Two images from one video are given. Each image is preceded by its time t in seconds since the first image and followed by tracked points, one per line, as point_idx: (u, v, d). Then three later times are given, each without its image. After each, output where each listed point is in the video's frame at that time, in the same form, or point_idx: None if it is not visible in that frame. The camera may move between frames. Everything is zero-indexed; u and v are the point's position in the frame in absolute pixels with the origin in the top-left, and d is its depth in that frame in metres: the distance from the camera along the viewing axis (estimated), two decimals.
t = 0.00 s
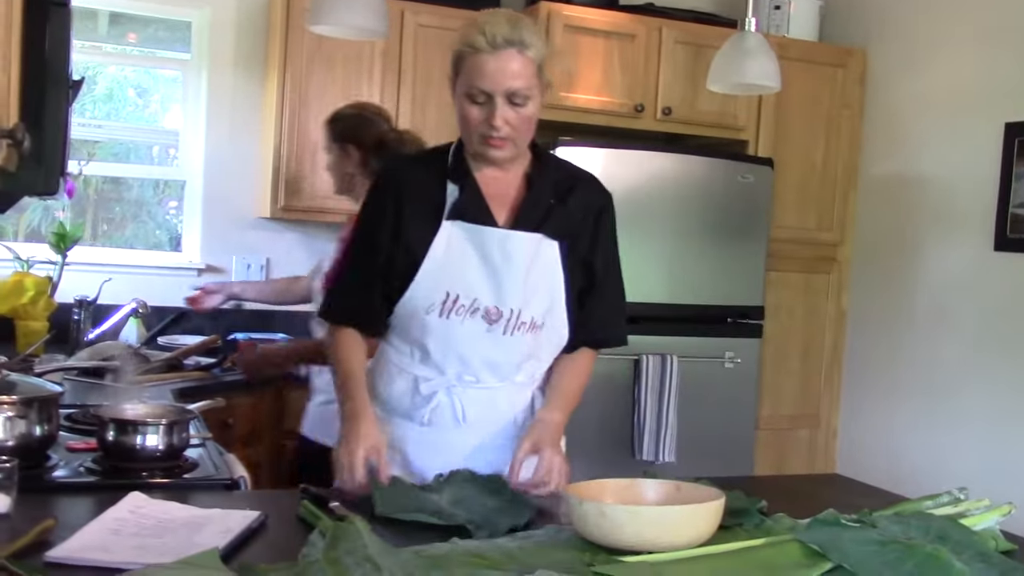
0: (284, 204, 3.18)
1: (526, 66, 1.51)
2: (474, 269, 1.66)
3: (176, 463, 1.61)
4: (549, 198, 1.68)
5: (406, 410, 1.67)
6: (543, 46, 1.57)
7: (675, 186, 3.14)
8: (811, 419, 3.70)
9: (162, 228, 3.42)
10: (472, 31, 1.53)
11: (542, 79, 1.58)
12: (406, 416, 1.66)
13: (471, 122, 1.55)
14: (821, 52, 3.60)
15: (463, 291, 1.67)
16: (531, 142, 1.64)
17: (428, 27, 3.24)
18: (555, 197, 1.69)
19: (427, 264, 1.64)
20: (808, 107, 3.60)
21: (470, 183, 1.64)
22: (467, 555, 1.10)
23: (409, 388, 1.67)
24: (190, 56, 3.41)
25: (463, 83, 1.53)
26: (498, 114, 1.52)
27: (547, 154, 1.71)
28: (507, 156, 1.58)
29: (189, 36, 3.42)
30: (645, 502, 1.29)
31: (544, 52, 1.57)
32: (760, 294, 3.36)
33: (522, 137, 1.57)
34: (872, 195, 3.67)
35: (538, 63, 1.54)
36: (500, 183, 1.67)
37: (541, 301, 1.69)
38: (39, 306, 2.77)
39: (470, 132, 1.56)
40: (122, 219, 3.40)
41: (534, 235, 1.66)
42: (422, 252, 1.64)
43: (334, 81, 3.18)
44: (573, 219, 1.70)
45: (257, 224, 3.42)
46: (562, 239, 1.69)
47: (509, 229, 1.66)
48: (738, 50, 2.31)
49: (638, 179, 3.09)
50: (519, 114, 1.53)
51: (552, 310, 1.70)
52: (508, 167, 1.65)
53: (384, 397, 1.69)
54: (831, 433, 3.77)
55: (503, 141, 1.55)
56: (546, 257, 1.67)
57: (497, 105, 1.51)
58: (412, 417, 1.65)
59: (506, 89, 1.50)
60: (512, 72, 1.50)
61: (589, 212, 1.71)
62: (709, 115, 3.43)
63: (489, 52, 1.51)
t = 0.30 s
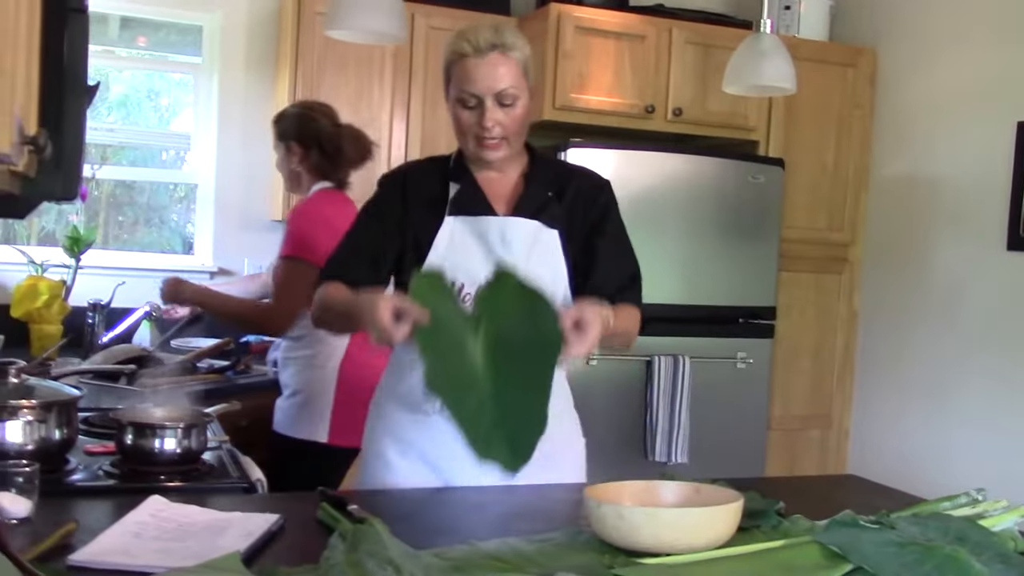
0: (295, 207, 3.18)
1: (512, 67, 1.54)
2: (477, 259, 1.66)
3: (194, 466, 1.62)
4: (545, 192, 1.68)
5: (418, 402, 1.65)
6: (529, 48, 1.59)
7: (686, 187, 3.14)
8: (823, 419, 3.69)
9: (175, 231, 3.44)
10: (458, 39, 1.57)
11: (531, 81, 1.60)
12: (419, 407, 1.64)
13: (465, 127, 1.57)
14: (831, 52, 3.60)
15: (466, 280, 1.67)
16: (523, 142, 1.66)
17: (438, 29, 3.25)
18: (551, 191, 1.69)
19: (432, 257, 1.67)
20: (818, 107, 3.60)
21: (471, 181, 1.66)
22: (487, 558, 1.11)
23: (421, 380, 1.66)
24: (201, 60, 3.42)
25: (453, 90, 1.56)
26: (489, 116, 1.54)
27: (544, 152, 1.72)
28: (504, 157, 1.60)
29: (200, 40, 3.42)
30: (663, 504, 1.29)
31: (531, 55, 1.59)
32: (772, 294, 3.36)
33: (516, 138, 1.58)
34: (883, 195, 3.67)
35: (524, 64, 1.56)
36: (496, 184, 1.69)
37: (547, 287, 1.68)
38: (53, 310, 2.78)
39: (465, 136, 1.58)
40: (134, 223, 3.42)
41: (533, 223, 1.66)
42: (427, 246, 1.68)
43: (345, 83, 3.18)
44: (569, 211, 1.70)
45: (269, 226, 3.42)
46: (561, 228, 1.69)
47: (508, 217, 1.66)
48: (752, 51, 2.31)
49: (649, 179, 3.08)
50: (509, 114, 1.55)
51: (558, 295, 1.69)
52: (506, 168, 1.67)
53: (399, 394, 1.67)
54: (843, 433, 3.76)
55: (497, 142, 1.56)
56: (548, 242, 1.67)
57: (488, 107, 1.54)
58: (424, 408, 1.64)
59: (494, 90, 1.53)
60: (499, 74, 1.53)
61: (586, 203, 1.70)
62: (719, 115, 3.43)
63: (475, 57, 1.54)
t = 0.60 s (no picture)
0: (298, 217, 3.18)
1: (512, 74, 1.55)
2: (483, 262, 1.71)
3: (202, 478, 1.62)
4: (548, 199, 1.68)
5: (426, 408, 1.66)
6: (529, 57, 1.60)
7: (688, 194, 3.14)
8: (828, 424, 3.69)
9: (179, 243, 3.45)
10: (458, 49, 1.58)
11: (532, 89, 1.61)
12: (426, 414, 1.65)
13: (467, 134, 1.57)
14: (832, 58, 3.61)
15: (473, 284, 1.70)
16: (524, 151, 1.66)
17: (440, 39, 3.25)
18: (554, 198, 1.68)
19: (438, 264, 1.70)
20: (820, 113, 3.61)
21: (474, 189, 1.66)
22: (497, 568, 1.11)
23: (428, 386, 1.68)
24: (204, 71, 3.43)
25: (454, 97, 1.56)
26: (490, 121, 1.54)
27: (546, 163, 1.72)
28: (505, 163, 1.59)
29: (202, 51, 3.44)
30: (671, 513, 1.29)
31: (531, 64, 1.60)
32: (775, 301, 3.36)
33: (517, 144, 1.58)
34: (885, 201, 3.67)
35: (524, 71, 1.57)
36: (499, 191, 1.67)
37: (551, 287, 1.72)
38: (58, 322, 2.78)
39: (466, 143, 1.58)
40: (136, 234, 3.43)
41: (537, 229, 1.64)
42: (433, 251, 1.71)
43: (347, 94, 3.19)
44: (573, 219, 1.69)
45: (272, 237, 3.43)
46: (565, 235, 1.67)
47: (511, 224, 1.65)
48: (758, 59, 2.31)
49: (651, 187, 3.09)
50: (510, 119, 1.55)
51: (562, 297, 1.73)
52: (507, 176, 1.67)
53: (405, 401, 1.69)
54: (848, 439, 3.76)
55: (498, 147, 1.56)
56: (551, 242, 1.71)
57: (489, 112, 1.54)
58: (431, 414, 1.65)
59: (495, 95, 1.53)
60: (500, 80, 1.53)
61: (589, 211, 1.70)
62: (721, 122, 3.44)
63: (475, 65, 1.56)
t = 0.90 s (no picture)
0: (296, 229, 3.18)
1: (523, 88, 1.55)
2: (488, 284, 1.67)
3: (203, 492, 1.61)
4: (555, 216, 1.70)
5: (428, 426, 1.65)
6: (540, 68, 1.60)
7: (686, 204, 3.15)
8: (826, 434, 3.69)
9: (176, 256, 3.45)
10: (467, 59, 1.57)
11: (542, 101, 1.61)
12: (429, 432, 1.64)
13: (475, 147, 1.58)
14: (828, 68, 3.62)
15: (477, 306, 1.67)
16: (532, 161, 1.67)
17: (437, 50, 3.26)
18: (561, 215, 1.71)
19: (441, 285, 1.66)
20: (816, 123, 3.62)
21: (479, 205, 1.67)
22: None
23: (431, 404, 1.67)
24: (202, 84, 3.44)
25: (463, 110, 1.56)
26: (499, 137, 1.55)
27: (552, 174, 1.73)
28: (512, 176, 1.61)
29: (200, 64, 3.44)
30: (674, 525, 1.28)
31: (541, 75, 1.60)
32: (774, 310, 3.36)
33: (525, 158, 1.60)
34: (882, 211, 3.68)
35: (535, 85, 1.57)
36: (507, 206, 1.70)
37: (556, 312, 1.69)
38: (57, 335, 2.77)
39: (473, 155, 1.59)
40: (133, 247, 3.43)
41: (544, 250, 1.68)
42: (437, 275, 1.66)
43: (345, 106, 3.19)
44: (580, 236, 1.71)
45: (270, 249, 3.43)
46: (572, 253, 1.70)
47: (517, 245, 1.68)
48: (757, 71, 2.32)
49: (649, 197, 3.09)
50: (519, 136, 1.56)
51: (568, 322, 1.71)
52: (515, 189, 1.69)
53: (407, 417, 1.66)
54: (846, 448, 3.76)
55: (506, 162, 1.58)
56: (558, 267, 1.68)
57: (498, 128, 1.54)
58: (434, 433, 1.64)
59: (505, 112, 1.53)
60: (510, 95, 1.53)
61: (595, 227, 1.72)
62: (718, 132, 3.45)
63: (486, 78, 1.55)
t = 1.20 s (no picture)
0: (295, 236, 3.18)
1: (528, 103, 1.55)
2: (486, 301, 1.66)
3: (200, 499, 1.61)
4: (558, 231, 1.70)
5: (424, 440, 1.64)
6: (545, 81, 1.60)
7: (684, 214, 3.15)
8: (823, 445, 3.69)
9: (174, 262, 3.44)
10: (471, 70, 1.56)
11: (545, 114, 1.61)
12: (425, 446, 1.63)
13: (476, 158, 1.58)
14: (827, 80, 3.63)
15: (475, 323, 1.66)
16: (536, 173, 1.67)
17: (437, 58, 3.27)
18: (565, 230, 1.70)
19: (439, 301, 1.65)
20: (815, 135, 3.63)
21: (479, 218, 1.66)
22: None
23: (427, 418, 1.65)
24: (201, 90, 3.44)
25: (465, 121, 1.56)
26: (501, 150, 1.55)
27: (556, 187, 1.73)
28: (513, 189, 1.61)
29: (199, 70, 3.44)
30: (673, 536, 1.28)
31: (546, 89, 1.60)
32: (772, 321, 3.36)
33: (527, 172, 1.60)
34: (879, 223, 3.69)
35: (540, 99, 1.57)
36: (509, 218, 1.70)
37: (553, 330, 1.69)
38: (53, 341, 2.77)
39: (474, 167, 1.59)
40: (132, 253, 3.42)
41: (545, 267, 1.67)
42: (434, 289, 1.65)
43: (344, 112, 3.19)
44: (584, 251, 1.71)
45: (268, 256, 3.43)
46: (573, 270, 1.70)
47: (518, 263, 1.67)
48: (760, 82, 2.33)
49: (647, 206, 3.10)
50: (522, 150, 1.56)
51: (566, 339, 1.71)
52: (518, 201, 1.68)
53: (402, 426, 1.67)
54: (843, 459, 3.76)
55: (507, 175, 1.58)
56: (557, 284, 1.68)
57: (501, 142, 1.55)
58: (429, 447, 1.63)
59: (508, 126, 1.53)
60: (514, 110, 1.53)
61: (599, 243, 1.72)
62: (716, 143, 3.45)
63: (490, 91, 1.54)
